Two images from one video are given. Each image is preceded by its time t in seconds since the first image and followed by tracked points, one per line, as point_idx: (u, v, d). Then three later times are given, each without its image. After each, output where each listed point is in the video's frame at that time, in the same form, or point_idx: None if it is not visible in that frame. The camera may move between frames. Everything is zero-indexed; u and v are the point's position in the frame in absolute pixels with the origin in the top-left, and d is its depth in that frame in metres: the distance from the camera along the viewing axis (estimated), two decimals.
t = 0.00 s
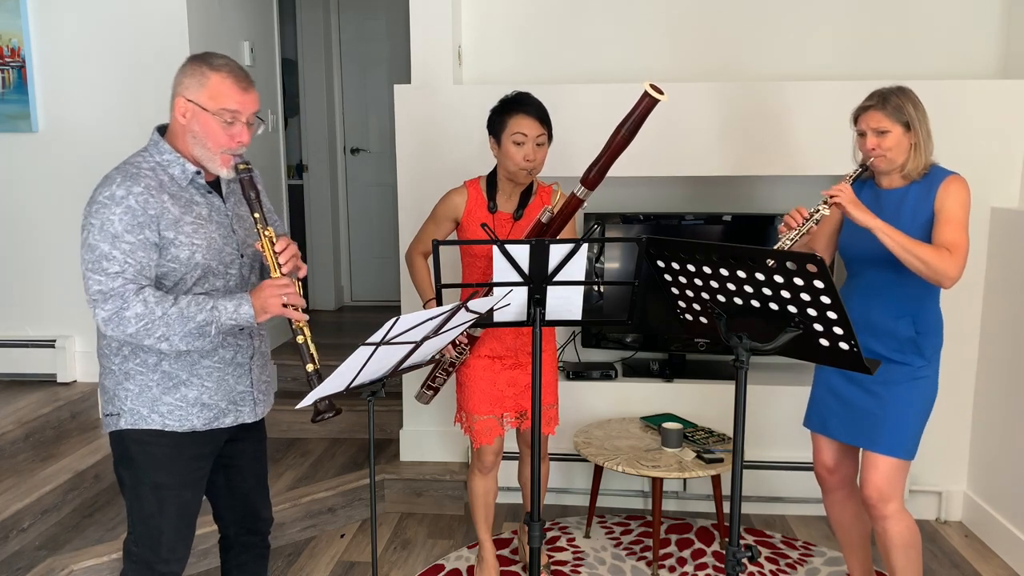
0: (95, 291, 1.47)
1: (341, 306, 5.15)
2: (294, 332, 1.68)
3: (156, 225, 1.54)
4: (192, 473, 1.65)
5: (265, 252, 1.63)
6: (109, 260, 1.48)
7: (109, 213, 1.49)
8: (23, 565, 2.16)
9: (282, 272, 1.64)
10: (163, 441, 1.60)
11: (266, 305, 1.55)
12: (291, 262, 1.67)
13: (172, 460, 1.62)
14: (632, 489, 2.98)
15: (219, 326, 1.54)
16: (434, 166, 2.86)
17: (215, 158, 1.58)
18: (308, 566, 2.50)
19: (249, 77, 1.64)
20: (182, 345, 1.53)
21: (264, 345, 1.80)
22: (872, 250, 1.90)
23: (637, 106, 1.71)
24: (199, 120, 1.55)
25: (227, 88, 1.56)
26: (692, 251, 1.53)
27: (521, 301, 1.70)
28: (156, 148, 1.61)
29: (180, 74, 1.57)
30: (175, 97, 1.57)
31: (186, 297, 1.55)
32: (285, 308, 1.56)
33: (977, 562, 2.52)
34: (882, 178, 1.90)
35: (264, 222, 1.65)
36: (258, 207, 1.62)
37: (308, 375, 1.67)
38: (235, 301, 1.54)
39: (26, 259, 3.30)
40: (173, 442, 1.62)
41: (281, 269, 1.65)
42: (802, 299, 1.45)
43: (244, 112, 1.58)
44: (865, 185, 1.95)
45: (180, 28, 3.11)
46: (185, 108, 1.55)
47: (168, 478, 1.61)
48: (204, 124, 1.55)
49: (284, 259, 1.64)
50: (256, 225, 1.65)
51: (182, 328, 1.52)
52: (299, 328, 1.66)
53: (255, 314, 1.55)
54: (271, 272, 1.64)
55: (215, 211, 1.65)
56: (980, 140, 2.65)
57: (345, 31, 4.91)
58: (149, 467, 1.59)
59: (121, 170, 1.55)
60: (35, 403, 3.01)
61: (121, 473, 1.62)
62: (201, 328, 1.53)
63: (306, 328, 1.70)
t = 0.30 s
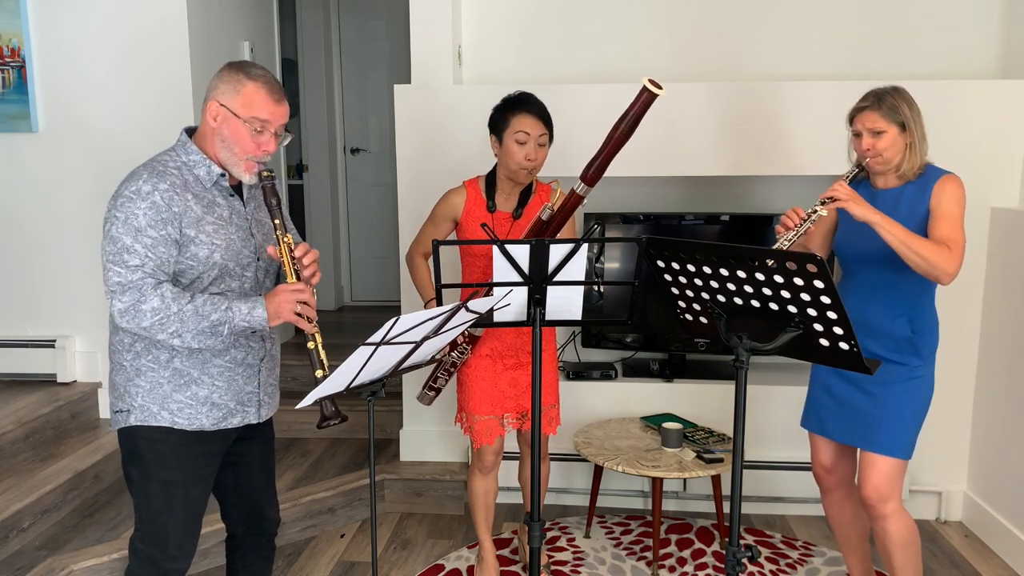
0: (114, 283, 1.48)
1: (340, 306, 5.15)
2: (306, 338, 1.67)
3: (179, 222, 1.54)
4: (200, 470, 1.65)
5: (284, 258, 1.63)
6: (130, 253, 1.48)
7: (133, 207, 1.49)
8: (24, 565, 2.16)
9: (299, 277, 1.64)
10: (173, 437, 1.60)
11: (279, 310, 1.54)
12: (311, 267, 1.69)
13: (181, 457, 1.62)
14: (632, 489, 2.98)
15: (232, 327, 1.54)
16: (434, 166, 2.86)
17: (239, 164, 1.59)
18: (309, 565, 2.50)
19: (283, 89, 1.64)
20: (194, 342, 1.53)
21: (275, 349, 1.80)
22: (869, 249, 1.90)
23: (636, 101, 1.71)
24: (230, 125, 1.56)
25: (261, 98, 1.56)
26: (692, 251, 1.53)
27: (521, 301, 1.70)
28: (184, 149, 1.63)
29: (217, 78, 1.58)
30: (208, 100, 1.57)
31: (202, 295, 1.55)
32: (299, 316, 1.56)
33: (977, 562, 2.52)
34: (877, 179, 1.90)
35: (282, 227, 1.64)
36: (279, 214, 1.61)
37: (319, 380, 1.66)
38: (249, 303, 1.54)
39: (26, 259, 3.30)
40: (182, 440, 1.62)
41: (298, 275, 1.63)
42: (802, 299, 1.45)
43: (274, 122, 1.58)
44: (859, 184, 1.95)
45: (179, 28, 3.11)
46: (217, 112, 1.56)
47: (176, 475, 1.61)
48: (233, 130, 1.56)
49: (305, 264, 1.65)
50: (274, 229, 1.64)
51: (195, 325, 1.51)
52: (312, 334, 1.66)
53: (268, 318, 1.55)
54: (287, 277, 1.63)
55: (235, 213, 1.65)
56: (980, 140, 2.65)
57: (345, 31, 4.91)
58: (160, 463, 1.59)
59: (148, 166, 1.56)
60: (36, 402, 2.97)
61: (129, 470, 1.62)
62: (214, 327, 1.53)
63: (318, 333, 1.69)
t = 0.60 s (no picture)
0: (110, 281, 1.48)
1: (340, 306, 5.15)
2: (306, 333, 1.66)
3: (174, 220, 1.54)
4: (201, 470, 1.65)
5: (281, 253, 1.63)
6: (125, 251, 1.48)
7: (129, 205, 1.49)
8: (24, 565, 2.16)
9: (295, 273, 1.63)
10: (173, 436, 1.60)
11: (277, 305, 1.54)
12: (306, 263, 1.66)
13: (181, 456, 1.61)
14: (632, 489, 2.98)
15: (229, 322, 1.53)
16: (434, 166, 2.86)
17: (237, 159, 1.58)
18: (309, 565, 2.50)
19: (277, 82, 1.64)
20: (192, 339, 1.52)
21: (276, 347, 1.80)
22: (868, 243, 1.90)
23: (640, 100, 1.72)
24: (224, 120, 1.56)
25: (254, 91, 1.56)
26: (692, 251, 1.53)
27: (520, 301, 1.70)
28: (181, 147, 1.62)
29: (209, 75, 1.58)
30: (202, 97, 1.57)
31: (199, 292, 1.55)
32: (297, 310, 1.56)
33: (977, 562, 2.52)
34: (874, 172, 1.90)
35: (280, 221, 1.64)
36: (276, 209, 1.61)
37: (318, 376, 1.67)
38: (246, 298, 1.54)
39: (26, 259, 3.30)
40: (183, 439, 1.61)
41: (294, 270, 1.63)
42: (802, 300, 1.45)
43: (269, 115, 1.58)
44: (856, 178, 1.95)
45: (179, 28, 3.11)
46: (211, 108, 1.56)
47: (177, 474, 1.61)
48: (228, 126, 1.56)
49: (298, 259, 1.63)
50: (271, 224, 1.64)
51: (192, 322, 1.51)
52: (310, 329, 1.65)
53: (266, 312, 1.55)
54: (285, 272, 1.63)
55: (233, 211, 1.65)
56: (980, 140, 2.65)
57: (345, 31, 4.91)
58: (161, 461, 1.59)
59: (143, 166, 1.56)
60: (36, 402, 2.96)
61: (130, 469, 1.62)
62: (212, 323, 1.52)
63: (316, 329, 1.69)
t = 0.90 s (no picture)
0: (88, 292, 1.48)
1: (341, 306, 5.15)
2: (290, 327, 1.65)
3: (148, 224, 1.54)
4: (197, 472, 1.65)
5: (259, 246, 1.61)
6: (100, 261, 1.48)
7: (100, 214, 1.49)
8: (23, 565, 2.16)
9: (276, 266, 1.62)
10: (168, 438, 1.61)
11: (258, 304, 1.52)
12: (286, 255, 1.64)
13: (176, 458, 1.62)
14: (632, 489, 2.98)
15: (211, 325, 1.53)
16: (434, 165, 2.86)
17: (206, 154, 1.58)
18: (308, 566, 2.50)
19: (237, 69, 1.63)
20: (176, 345, 1.52)
21: (268, 343, 1.79)
22: (868, 239, 1.90)
23: (643, 104, 1.72)
24: (188, 115, 1.55)
25: (213, 82, 1.55)
26: (692, 251, 1.53)
27: (521, 301, 1.70)
28: (151, 146, 1.62)
29: (168, 70, 1.58)
30: (164, 94, 1.57)
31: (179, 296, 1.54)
32: (280, 306, 1.54)
33: (977, 562, 2.52)
34: (874, 168, 1.90)
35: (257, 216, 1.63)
36: (250, 201, 1.59)
37: (305, 370, 1.67)
38: (226, 299, 1.53)
39: (26, 259, 3.30)
40: (177, 441, 1.62)
41: (275, 262, 1.62)
42: (802, 300, 1.45)
43: (232, 105, 1.57)
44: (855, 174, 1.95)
45: (179, 27, 3.11)
46: (174, 104, 1.56)
47: (172, 477, 1.61)
48: (193, 120, 1.55)
49: (278, 252, 1.61)
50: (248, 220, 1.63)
51: (174, 328, 1.50)
52: (295, 324, 1.64)
53: (248, 312, 1.54)
54: (264, 265, 1.62)
55: (210, 207, 1.65)
56: (979, 140, 2.65)
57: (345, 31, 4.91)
58: (154, 465, 1.59)
59: (114, 170, 1.56)
60: (36, 403, 2.97)
61: (125, 471, 1.62)
62: (194, 328, 1.52)
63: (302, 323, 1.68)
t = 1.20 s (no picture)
0: (92, 295, 1.47)
1: (341, 306, 5.15)
2: (295, 331, 1.64)
3: (153, 226, 1.54)
4: (197, 474, 1.65)
5: (264, 250, 1.62)
6: (105, 263, 1.48)
7: (104, 215, 1.48)
8: (23, 565, 2.16)
9: (281, 271, 1.62)
10: (167, 441, 1.61)
11: (264, 306, 1.53)
12: (291, 261, 1.64)
13: (175, 462, 1.62)
14: (632, 489, 2.98)
15: (217, 328, 1.53)
16: (434, 165, 2.86)
17: (210, 156, 1.57)
18: (308, 566, 2.50)
19: (246, 74, 1.63)
20: (182, 347, 1.53)
21: (266, 345, 1.79)
22: (868, 239, 1.90)
23: (641, 102, 1.72)
24: (194, 117, 1.55)
25: (223, 85, 1.56)
26: (692, 251, 1.53)
27: (520, 301, 1.70)
28: (152, 149, 1.61)
29: (176, 72, 1.58)
30: (170, 95, 1.57)
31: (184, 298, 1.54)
32: (285, 309, 1.55)
33: (977, 562, 2.52)
34: (874, 167, 1.90)
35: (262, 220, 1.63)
36: (255, 205, 1.58)
37: (309, 373, 1.65)
38: (232, 302, 1.53)
39: (26, 259, 3.30)
40: (176, 444, 1.62)
41: (280, 267, 1.62)
42: (802, 299, 1.45)
43: (240, 109, 1.57)
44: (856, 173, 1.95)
45: (179, 27, 3.11)
46: (180, 104, 1.55)
47: (172, 480, 1.61)
48: (200, 122, 1.55)
49: (283, 257, 1.62)
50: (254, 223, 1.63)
51: (180, 331, 1.51)
52: (300, 328, 1.63)
53: (254, 315, 1.54)
54: (269, 269, 1.62)
55: (213, 210, 1.65)
56: (979, 140, 2.65)
57: (345, 31, 4.91)
58: (153, 469, 1.59)
59: (117, 171, 1.55)
60: (35, 403, 2.97)
61: (123, 475, 1.62)
62: (199, 330, 1.52)
63: (307, 327, 1.67)
